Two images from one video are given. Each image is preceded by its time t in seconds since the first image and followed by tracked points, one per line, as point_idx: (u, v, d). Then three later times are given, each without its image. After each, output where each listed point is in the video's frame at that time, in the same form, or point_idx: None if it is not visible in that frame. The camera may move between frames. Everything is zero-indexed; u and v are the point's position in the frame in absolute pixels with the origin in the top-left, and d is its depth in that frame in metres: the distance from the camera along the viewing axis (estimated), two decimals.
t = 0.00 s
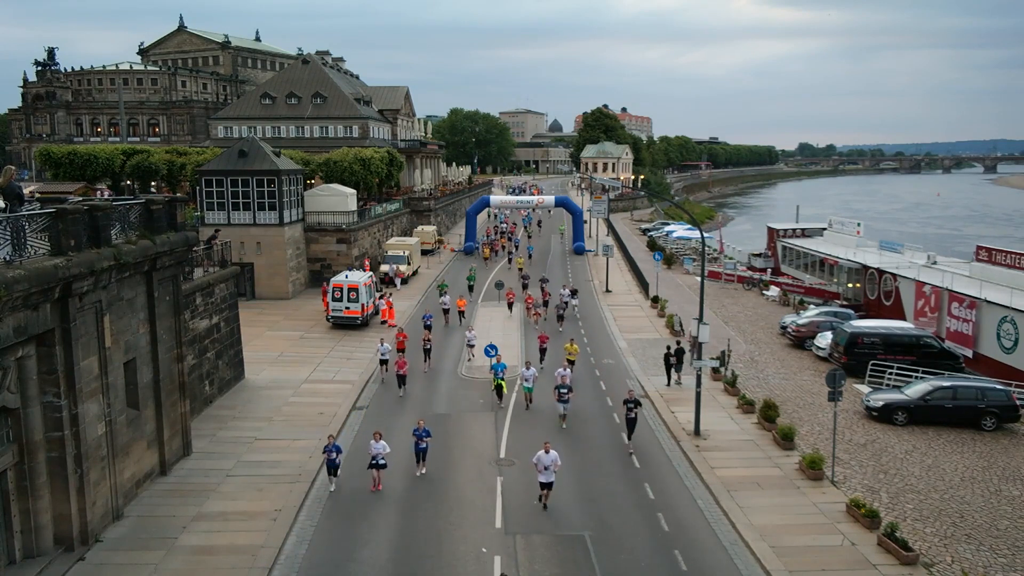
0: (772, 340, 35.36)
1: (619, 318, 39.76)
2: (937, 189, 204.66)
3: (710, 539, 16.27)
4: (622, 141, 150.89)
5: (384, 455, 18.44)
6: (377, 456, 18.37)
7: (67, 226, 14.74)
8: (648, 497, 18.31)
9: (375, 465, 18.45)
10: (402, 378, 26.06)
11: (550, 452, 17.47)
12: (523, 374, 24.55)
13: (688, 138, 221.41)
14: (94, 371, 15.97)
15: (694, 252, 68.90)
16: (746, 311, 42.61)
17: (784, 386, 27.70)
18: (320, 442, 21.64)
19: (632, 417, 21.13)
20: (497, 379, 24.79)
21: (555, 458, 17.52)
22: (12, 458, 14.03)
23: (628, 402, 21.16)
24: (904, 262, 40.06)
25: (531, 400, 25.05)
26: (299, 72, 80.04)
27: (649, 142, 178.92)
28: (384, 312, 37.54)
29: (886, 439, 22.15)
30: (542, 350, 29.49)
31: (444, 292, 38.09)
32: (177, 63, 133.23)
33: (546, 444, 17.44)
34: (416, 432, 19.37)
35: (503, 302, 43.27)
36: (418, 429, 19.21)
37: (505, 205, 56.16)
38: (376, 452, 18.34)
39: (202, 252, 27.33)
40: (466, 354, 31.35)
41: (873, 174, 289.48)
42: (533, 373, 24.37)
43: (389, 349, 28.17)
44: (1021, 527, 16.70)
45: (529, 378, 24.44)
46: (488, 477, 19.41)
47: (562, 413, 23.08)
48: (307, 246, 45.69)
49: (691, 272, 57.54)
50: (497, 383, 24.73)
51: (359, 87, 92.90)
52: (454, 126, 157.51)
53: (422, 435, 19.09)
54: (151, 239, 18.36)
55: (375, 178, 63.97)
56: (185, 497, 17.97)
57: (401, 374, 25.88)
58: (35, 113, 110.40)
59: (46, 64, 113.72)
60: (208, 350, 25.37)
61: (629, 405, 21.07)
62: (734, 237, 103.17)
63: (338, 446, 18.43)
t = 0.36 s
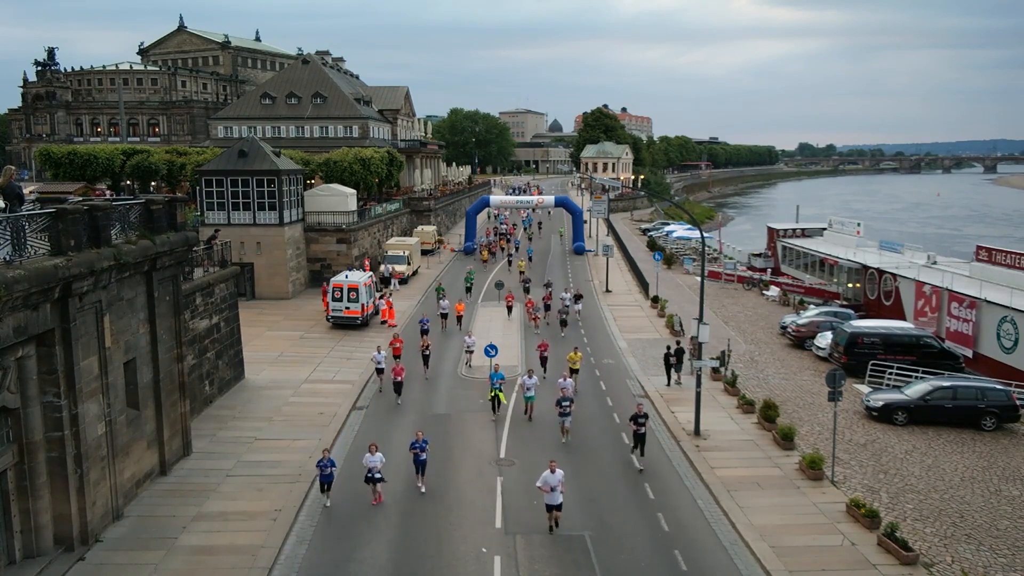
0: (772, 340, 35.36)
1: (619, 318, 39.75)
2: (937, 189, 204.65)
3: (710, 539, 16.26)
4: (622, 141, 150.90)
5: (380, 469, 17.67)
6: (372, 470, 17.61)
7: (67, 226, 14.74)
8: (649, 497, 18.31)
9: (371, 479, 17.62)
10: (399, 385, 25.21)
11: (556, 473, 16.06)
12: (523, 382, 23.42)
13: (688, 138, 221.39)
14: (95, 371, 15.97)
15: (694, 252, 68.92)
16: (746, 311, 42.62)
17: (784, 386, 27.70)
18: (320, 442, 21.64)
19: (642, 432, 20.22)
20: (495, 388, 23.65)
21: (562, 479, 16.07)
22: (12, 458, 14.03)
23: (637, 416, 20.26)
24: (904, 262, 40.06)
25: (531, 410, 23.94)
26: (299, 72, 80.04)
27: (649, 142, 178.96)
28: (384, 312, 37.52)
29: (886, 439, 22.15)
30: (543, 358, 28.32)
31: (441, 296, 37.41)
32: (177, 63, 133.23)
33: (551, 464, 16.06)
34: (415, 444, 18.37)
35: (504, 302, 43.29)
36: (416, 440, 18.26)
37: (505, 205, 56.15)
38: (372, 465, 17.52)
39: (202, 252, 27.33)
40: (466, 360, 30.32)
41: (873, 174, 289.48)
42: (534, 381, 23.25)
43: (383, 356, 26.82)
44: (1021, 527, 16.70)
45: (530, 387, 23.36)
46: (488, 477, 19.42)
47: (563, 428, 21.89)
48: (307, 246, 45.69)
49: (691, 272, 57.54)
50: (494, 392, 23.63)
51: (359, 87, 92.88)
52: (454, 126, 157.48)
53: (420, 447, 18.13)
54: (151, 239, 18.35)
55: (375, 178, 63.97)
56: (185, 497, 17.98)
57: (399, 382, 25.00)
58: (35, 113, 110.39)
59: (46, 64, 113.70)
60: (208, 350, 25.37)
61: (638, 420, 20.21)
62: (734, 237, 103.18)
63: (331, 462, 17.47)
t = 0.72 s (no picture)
0: (772, 340, 35.36)
1: (619, 318, 39.74)
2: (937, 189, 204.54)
3: (710, 539, 16.26)
4: (622, 141, 150.88)
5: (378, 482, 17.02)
6: (370, 482, 16.95)
7: (67, 226, 14.74)
8: (648, 496, 18.31)
9: (368, 492, 16.97)
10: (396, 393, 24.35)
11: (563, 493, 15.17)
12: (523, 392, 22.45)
13: (688, 138, 221.40)
14: (95, 372, 15.97)
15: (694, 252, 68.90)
16: (746, 311, 42.62)
17: (784, 386, 27.70)
18: (319, 442, 21.64)
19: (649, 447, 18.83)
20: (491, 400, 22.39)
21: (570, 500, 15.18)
22: (12, 458, 14.03)
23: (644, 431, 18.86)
24: (904, 262, 40.04)
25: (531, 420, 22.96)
26: (299, 72, 80.05)
27: (649, 141, 178.99)
28: (384, 312, 37.51)
29: (886, 439, 22.14)
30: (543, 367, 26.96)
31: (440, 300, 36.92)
32: (177, 63, 133.23)
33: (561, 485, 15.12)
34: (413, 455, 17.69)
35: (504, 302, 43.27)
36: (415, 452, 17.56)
37: (505, 205, 56.11)
38: (370, 477, 16.92)
39: (202, 252, 27.34)
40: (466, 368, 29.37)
41: (873, 174, 289.46)
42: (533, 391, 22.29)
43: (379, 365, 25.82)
44: (1021, 527, 16.70)
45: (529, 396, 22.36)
46: (488, 477, 19.40)
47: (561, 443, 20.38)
48: (307, 246, 45.69)
49: (691, 272, 57.54)
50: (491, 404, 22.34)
51: (359, 87, 92.83)
52: (454, 126, 157.47)
53: (420, 457, 17.48)
54: (151, 239, 18.35)
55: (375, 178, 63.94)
56: (185, 497, 17.98)
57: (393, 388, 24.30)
58: (35, 113, 110.36)
59: (46, 64, 113.69)
60: (208, 350, 25.37)
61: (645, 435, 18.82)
62: (734, 237, 103.16)
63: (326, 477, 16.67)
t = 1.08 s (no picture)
0: (772, 340, 35.34)
1: (619, 318, 39.72)
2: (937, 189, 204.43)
3: (710, 539, 16.26)
4: (622, 141, 150.86)
5: (373, 496, 16.15)
6: (366, 497, 16.07)
7: (67, 226, 14.74)
8: (648, 496, 18.31)
9: (364, 506, 16.09)
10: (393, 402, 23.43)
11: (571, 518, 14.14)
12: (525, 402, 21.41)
13: (688, 138, 221.34)
14: (95, 371, 15.98)
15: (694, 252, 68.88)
16: (746, 311, 42.61)
17: (784, 387, 27.68)
18: (319, 442, 21.63)
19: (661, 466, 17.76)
20: (489, 412, 21.14)
21: (580, 527, 14.18)
22: (12, 458, 14.04)
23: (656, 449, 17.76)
24: (904, 262, 40.03)
25: (534, 433, 21.90)
26: (299, 71, 80.05)
27: (649, 141, 179.02)
28: (384, 312, 37.50)
29: (886, 439, 22.13)
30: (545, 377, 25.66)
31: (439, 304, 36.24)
32: (177, 63, 133.20)
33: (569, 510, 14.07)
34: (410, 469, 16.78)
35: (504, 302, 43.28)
36: (415, 468, 16.60)
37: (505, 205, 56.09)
38: (365, 493, 15.99)
39: (202, 252, 27.34)
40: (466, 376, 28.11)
41: (873, 174, 289.33)
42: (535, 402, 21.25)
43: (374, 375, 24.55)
44: (1021, 527, 16.69)
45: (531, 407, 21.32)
46: (488, 477, 19.39)
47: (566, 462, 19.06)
48: (307, 246, 45.69)
49: (691, 272, 57.51)
50: (488, 416, 21.12)
51: (359, 87, 92.82)
52: (454, 126, 157.45)
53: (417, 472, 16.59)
54: (151, 239, 18.36)
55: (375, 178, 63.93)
56: (185, 497, 17.98)
57: (391, 397, 23.37)
58: (35, 113, 110.29)
59: (46, 64, 113.65)
60: (208, 350, 25.38)
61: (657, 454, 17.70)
62: (734, 237, 103.13)
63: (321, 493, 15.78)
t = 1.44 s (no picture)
0: (772, 340, 35.35)
1: (619, 318, 39.72)
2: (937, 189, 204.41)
3: (710, 539, 16.27)
4: (622, 141, 150.90)
5: (371, 512, 15.34)
6: (364, 514, 15.26)
7: (67, 226, 14.73)
8: (648, 496, 18.31)
9: (360, 523, 15.27)
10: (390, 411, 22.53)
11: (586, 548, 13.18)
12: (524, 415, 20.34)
13: (688, 138, 221.37)
14: (95, 371, 15.98)
15: (694, 252, 68.89)
16: (746, 311, 42.63)
17: (784, 386, 27.69)
18: (319, 442, 21.63)
19: (673, 490, 16.30)
20: (485, 426, 19.93)
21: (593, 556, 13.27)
22: (12, 458, 14.03)
23: (667, 472, 16.30)
24: (904, 263, 40.01)
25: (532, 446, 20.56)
26: (299, 71, 80.07)
27: (649, 141, 179.12)
28: (384, 312, 37.51)
29: (886, 439, 22.14)
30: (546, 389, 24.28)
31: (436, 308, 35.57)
32: (177, 63, 133.25)
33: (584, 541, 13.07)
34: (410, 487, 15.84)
35: (504, 302, 43.29)
36: (413, 485, 15.72)
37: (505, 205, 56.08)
38: (362, 508, 15.20)
39: (202, 252, 27.34)
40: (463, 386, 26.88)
41: (873, 174, 289.36)
42: (536, 414, 20.20)
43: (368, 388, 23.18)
44: (1021, 527, 16.69)
45: (531, 419, 20.22)
46: (488, 477, 19.40)
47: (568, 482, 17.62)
48: (307, 246, 45.68)
49: (691, 272, 57.53)
50: (486, 430, 19.87)
51: (359, 87, 92.83)
52: (454, 126, 157.48)
53: (417, 491, 15.65)
54: (151, 239, 18.36)
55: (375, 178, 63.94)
56: (185, 497, 17.98)
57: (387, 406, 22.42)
58: (35, 113, 110.34)
59: (46, 64, 113.68)
60: (208, 350, 25.37)
61: (668, 477, 16.26)
62: (734, 237, 103.13)
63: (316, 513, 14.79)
